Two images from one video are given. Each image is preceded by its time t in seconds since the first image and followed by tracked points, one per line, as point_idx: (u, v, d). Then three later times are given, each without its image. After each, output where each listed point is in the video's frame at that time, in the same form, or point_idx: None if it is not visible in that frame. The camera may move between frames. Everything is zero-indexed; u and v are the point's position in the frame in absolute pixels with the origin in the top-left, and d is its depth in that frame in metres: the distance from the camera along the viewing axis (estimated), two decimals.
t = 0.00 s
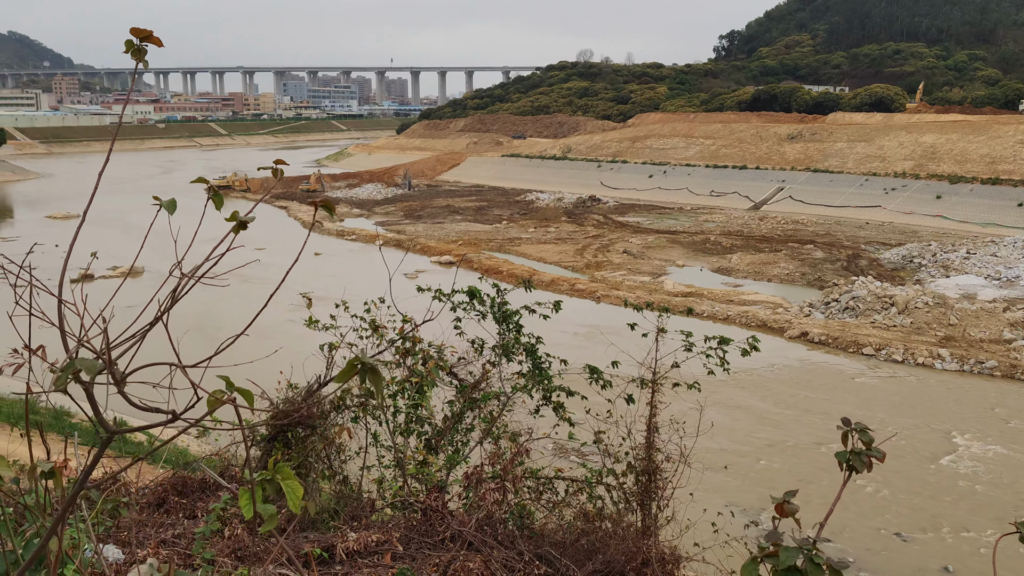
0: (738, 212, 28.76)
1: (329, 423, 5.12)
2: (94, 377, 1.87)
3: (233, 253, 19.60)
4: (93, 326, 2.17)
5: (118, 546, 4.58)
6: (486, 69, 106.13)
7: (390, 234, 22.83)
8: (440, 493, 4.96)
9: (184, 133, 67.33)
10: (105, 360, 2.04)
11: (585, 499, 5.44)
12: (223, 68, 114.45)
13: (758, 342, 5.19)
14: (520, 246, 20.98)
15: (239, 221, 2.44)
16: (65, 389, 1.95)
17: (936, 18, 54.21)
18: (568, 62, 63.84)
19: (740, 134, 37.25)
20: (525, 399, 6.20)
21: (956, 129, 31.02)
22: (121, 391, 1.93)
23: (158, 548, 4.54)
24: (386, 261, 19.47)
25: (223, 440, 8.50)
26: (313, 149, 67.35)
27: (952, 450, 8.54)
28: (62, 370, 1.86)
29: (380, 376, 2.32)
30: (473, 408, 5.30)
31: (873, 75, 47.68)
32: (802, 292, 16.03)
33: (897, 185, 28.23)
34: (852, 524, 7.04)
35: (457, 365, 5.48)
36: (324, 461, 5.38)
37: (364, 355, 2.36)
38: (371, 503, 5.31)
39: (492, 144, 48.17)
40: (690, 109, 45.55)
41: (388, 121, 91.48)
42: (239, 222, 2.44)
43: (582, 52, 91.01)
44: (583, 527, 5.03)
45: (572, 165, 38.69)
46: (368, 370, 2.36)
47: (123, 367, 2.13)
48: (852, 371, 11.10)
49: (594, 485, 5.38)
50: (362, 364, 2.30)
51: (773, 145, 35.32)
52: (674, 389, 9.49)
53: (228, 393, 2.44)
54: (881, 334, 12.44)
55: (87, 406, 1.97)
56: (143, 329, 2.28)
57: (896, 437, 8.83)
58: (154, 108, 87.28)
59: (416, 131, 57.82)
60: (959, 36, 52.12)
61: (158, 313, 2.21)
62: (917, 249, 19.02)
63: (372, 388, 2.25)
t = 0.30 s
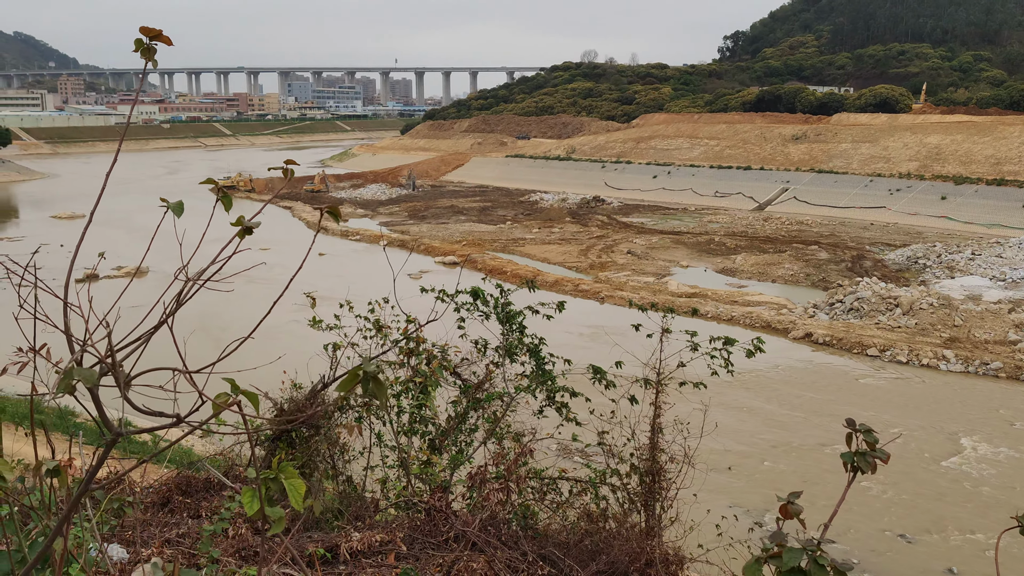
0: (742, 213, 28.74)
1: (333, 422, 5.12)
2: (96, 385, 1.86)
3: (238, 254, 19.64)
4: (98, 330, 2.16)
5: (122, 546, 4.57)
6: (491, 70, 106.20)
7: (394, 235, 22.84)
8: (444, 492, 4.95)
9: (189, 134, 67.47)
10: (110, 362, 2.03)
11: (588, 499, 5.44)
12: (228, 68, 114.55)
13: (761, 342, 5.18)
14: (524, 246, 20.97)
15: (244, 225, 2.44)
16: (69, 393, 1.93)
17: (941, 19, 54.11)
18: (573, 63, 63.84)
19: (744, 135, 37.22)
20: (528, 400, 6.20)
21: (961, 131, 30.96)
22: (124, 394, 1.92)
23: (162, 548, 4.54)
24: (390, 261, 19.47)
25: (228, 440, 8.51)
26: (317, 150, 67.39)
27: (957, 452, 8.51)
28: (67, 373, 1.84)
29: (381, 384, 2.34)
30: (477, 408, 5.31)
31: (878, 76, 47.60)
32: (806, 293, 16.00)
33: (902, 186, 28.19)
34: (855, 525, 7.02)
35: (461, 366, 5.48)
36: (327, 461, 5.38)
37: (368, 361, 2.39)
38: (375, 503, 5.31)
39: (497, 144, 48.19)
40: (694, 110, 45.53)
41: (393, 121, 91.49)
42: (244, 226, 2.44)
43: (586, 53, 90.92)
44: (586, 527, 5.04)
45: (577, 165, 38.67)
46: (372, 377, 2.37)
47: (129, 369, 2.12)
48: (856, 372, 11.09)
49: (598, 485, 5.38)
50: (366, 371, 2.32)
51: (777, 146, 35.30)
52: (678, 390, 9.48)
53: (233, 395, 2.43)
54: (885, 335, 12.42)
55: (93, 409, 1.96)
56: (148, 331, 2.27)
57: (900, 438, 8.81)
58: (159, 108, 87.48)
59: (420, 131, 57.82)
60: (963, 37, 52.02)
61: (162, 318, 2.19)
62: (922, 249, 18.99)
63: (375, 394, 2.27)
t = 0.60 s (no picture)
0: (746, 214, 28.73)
1: (336, 423, 5.12)
2: (108, 377, 1.86)
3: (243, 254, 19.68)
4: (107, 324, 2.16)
5: (127, 545, 4.57)
6: (494, 71, 106.21)
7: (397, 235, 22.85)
8: (447, 493, 4.95)
9: (193, 135, 67.58)
10: (119, 357, 2.03)
11: (592, 501, 5.43)
12: (232, 68, 114.65)
13: (764, 344, 5.17)
14: (528, 247, 20.97)
15: (252, 222, 2.44)
16: (80, 387, 1.94)
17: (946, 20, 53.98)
18: (576, 63, 63.81)
19: (748, 136, 37.20)
20: (532, 400, 6.19)
21: (965, 131, 30.90)
22: (133, 390, 1.92)
23: (166, 548, 4.55)
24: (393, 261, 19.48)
25: (232, 440, 8.56)
26: (320, 150, 67.40)
27: (961, 454, 8.50)
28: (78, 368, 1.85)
29: (391, 376, 2.30)
30: (480, 409, 5.31)
31: (883, 76, 47.49)
32: (810, 295, 15.98)
33: (907, 187, 28.15)
34: (860, 527, 7.02)
35: (465, 366, 5.48)
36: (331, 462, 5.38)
37: (376, 356, 2.34)
38: (379, 504, 5.32)
39: (500, 145, 48.21)
40: (698, 111, 45.49)
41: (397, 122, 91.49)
42: (253, 223, 2.45)
43: (590, 54, 90.83)
44: (590, 529, 5.03)
45: (580, 166, 38.67)
46: (380, 368, 2.32)
47: (138, 366, 2.11)
48: (859, 373, 11.08)
49: (602, 486, 5.37)
50: (376, 363, 2.29)
51: (781, 147, 35.26)
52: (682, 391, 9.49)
53: (241, 392, 2.42)
54: (889, 336, 12.41)
55: (102, 406, 1.96)
56: (156, 328, 2.27)
57: (904, 439, 8.80)
58: (163, 109, 87.61)
59: (424, 132, 57.83)
60: (968, 37, 51.81)
61: (170, 313, 2.18)
62: (926, 251, 18.96)
63: (386, 388, 2.24)
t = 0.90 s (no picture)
0: (749, 215, 28.73)
1: (339, 425, 5.12)
2: (111, 379, 1.87)
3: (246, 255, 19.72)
4: (108, 328, 2.15)
5: (129, 546, 4.56)
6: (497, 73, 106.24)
7: (400, 237, 22.87)
8: (450, 494, 4.95)
9: (196, 137, 67.66)
10: (122, 359, 2.02)
11: (595, 502, 5.42)
12: (236, 69, 114.68)
13: (766, 346, 5.16)
14: (531, 249, 20.98)
15: (255, 224, 2.44)
16: (83, 391, 1.94)
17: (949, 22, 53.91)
18: (579, 65, 63.84)
19: (751, 137, 37.21)
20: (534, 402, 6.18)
21: (968, 133, 30.86)
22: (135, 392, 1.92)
23: (168, 549, 4.53)
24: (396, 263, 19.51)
25: (235, 441, 8.57)
26: (323, 152, 67.44)
27: (964, 455, 8.49)
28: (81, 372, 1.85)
29: (392, 380, 2.31)
30: (483, 410, 5.29)
31: (886, 78, 47.44)
32: (813, 296, 15.97)
33: (910, 189, 28.12)
34: (862, 529, 7.01)
35: (467, 367, 5.48)
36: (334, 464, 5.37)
37: (379, 358, 2.36)
38: (382, 506, 5.32)
39: (503, 147, 48.25)
40: (701, 113, 45.50)
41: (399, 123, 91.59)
42: (256, 224, 2.45)
43: (592, 56, 90.77)
44: (592, 531, 5.02)
45: (583, 167, 38.67)
46: (383, 372, 2.33)
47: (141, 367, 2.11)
48: (862, 375, 11.08)
49: (605, 488, 5.37)
50: (378, 367, 2.30)
51: (783, 148, 35.26)
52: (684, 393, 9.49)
53: (243, 395, 2.42)
54: (892, 338, 12.40)
55: (105, 408, 1.96)
56: (159, 330, 2.26)
57: (907, 441, 8.80)
58: (167, 111, 87.70)
59: (427, 134, 57.88)
60: (972, 39, 51.72)
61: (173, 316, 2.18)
62: (929, 252, 18.95)
63: (387, 391, 2.26)
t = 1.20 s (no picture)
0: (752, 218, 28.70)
1: (341, 427, 5.12)
2: (116, 378, 1.86)
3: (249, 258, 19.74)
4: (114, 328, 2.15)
5: (132, 548, 4.56)
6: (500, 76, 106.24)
7: (403, 240, 22.88)
8: (452, 497, 4.94)
9: (200, 139, 67.73)
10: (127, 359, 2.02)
11: (598, 505, 5.42)
12: (239, 72, 114.73)
13: (770, 350, 5.15)
14: (534, 252, 20.98)
15: (258, 223, 2.44)
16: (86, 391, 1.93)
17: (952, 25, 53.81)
18: (582, 68, 63.87)
19: (754, 140, 37.20)
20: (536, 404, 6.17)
21: (971, 136, 30.81)
22: (141, 392, 1.91)
23: (171, 552, 4.52)
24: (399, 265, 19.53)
25: (238, 444, 8.58)
26: (326, 154, 67.51)
27: (968, 459, 8.47)
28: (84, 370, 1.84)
29: (397, 377, 2.30)
30: (485, 414, 5.29)
31: (889, 81, 47.39)
32: (815, 300, 15.95)
33: (914, 192, 28.07)
34: (866, 532, 7.00)
35: (469, 370, 5.47)
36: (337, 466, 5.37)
37: (385, 357, 2.36)
38: (384, 508, 5.31)
39: (506, 149, 48.24)
40: (704, 116, 45.49)
41: (403, 126, 91.61)
42: (259, 224, 2.44)
43: (596, 58, 90.62)
44: (595, 534, 5.02)
45: (586, 170, 38.66)
46: (388, 369, 2.33)
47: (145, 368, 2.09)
48: (866, 378, 11.05)
49: (607, 491, 5.37)
50: (383, 364, 2.29)
51: (786, 151, 35.24)
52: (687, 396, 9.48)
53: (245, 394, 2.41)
54: (896, 341, 12.38)
55: (108, 408, 1.95)
56: (163, 330, 2.25)
57: (911, 445, 8.78)
58: (171, 114, 87.81)
59: (430, 136, 57.92)
60: (975, 41, 51.63)
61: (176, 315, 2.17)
62: (933, 256, 18.91)
63: (391, 389, 2.26)
